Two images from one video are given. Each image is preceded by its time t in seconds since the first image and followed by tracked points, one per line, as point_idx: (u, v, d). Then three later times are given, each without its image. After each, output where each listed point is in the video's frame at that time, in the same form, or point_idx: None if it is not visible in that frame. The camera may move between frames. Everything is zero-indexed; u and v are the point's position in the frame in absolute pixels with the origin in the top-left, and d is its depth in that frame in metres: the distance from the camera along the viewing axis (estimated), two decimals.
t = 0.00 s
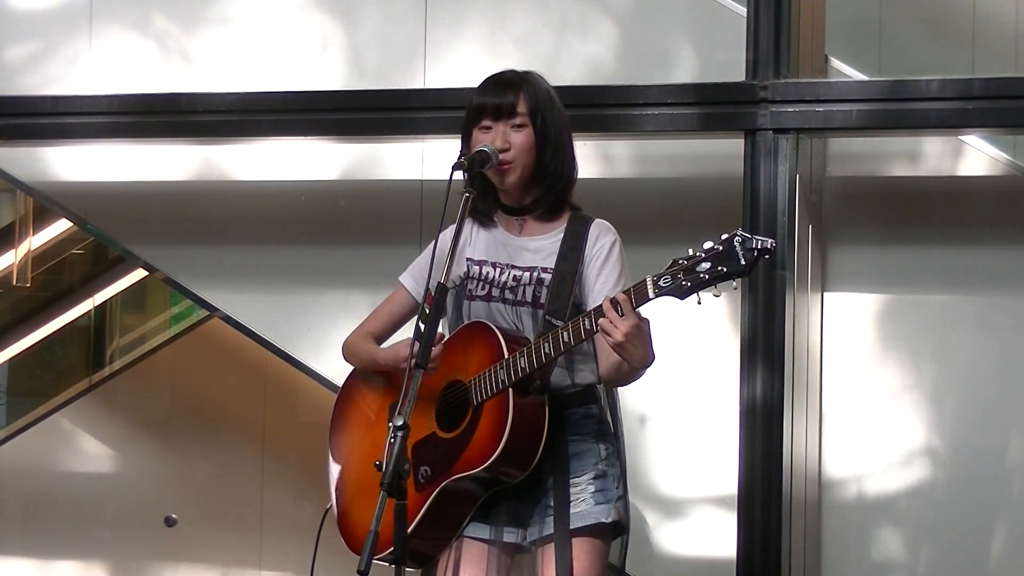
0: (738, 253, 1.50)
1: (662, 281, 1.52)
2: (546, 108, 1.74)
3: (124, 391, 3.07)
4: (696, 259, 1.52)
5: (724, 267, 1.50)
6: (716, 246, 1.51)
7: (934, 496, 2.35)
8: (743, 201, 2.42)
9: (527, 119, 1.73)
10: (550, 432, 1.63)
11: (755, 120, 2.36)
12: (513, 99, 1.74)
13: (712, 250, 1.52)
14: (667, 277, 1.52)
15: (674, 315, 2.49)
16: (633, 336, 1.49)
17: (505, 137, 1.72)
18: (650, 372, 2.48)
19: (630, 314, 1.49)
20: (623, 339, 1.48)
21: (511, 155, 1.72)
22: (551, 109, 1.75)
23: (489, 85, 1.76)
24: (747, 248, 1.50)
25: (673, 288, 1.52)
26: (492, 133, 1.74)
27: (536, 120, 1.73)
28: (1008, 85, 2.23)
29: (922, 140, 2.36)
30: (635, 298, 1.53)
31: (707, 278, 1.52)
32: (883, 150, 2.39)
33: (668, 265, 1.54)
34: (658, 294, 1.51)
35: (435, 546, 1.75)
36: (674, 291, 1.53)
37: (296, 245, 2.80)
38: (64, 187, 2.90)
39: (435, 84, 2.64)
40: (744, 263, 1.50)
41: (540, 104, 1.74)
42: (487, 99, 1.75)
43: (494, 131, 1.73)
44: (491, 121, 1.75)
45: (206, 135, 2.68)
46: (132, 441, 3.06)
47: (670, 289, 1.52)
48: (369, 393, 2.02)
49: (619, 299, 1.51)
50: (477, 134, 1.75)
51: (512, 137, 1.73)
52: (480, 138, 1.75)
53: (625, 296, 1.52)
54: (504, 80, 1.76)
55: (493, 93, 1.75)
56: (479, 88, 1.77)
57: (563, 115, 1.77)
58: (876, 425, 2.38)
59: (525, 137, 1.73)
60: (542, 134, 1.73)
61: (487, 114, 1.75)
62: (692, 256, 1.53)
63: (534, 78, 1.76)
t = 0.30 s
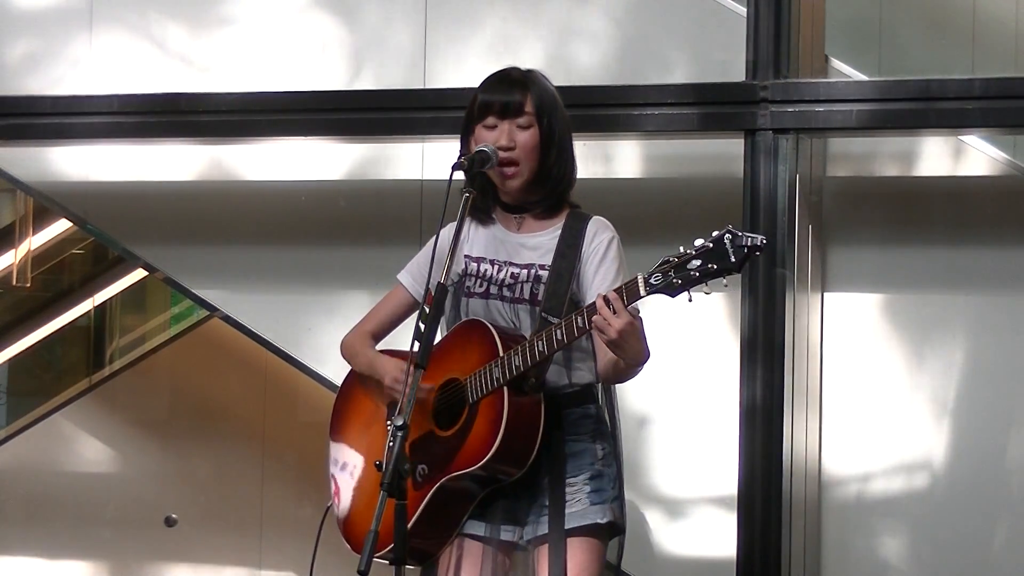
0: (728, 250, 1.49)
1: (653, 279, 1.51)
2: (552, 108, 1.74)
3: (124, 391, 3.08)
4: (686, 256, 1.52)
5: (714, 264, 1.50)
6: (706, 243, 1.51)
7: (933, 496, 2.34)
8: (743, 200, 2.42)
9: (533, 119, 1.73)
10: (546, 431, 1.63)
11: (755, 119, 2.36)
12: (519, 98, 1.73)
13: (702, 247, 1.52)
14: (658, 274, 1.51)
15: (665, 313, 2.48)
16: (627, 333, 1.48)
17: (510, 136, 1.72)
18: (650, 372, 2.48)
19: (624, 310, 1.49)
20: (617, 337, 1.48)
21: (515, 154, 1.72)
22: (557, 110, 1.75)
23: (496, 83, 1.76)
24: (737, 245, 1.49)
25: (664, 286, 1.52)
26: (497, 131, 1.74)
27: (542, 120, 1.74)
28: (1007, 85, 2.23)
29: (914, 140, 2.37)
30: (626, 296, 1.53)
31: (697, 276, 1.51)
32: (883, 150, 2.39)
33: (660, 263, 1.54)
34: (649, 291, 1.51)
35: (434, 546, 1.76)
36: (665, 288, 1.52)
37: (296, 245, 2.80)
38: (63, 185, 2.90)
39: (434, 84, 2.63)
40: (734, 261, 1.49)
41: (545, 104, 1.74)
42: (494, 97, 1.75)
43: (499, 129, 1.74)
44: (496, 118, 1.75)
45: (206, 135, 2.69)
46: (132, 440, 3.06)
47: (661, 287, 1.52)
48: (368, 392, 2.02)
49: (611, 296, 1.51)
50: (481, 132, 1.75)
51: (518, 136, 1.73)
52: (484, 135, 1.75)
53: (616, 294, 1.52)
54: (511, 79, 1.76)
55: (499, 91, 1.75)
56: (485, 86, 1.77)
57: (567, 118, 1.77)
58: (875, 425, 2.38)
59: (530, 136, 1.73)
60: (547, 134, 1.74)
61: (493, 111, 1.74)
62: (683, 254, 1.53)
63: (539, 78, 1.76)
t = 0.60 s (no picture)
0: (728, 248, 1.48)
1: (653, 278, 1.51)
2: (555, 110, 1.74)
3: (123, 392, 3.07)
4: (687, 255, 1.51)
5: (714, 262, 1.49)
6: (706, 242, 1.50)
7: (933, 496, 2.34)
8: (742, 200, 2.42)
9: (540, 124, 1.73)
10: (546, 431, 1.63)
11: (755, 119, 2.36)
12: (522, 98, 1.73)
13: (702, 245, 1.51)
14: (658, 273, 1.51)
15: (668, 312, 2.49)
16: (646, 324, 1.47)
17: (517, 140, 1.72)
18: (650, 372, 2.47)
19: (641, 302, 1.47)
20: (636, 327, 1.47)
21: (517, 154, 1.71)
22: (560, 111, 1.75)
23: (500, 83, 1.76)
24: (737, 243, 1.48)
25: (665, 285, 1.51)
26: (504, 135, 1.73)
27: (544, 121, 1.73)
28: (1007, 85, 2.23)
29: (923, 140, 2.36)
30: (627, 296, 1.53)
31: (698, 274, 1.50)
32: (883, 149, 2.38)
33: (661, 262, 1.53)
34: (650, 290, 1.51)
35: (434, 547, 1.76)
36: (666, 288, 1.51)
37: (296, 245, 2.80)
38: (62, 185, 2.90)
39: (434, 84, 2.63)
40: (734, 259, 1.48)
41: (549, 105, 1.73)
42: (497, 97, 1.74)
43: (501, 129, 1.73)
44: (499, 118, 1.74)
45: (206, 135, 2.69)
46: (132, 441, 3.06)
47: (662, 286, 1.51)
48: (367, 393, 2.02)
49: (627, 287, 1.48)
50: (488, 134, 1.74)
51: (524, 141, 1.72)
52: (486, 135, 1.74)
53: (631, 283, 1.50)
54: (518, 82, 1.75)
55: (502, 90, 1.75)
56: (493, 86, 1.76)
57: (570, 119, 1.77)
58: (875, 425, 2.38)
59: (532, 137, 1.72)
60: (550, 136, 1.73)
61: (496, 111, 1.74)
62: (683, 253, 1.52)
63: (543, 79, 1.76)
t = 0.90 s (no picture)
0: (729, 245, 1.48)
1: (653, 276, 1.50)
2: (553, 111, 1.74)
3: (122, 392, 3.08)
4: (687, 252, 1.51)
5: (714, 260, 1.49)
6: (707, 239, 1.50)
7: (933, 496, 2.34)
8: (742, 200, 2.42)
9: (540, 126, 1.73)
10: (546, 431, 1.63)
11: (755, 119, 2.36)
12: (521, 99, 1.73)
13: (702, 243, 1.50)
14: (658, 271, 1.50)
15: (667, 312, 2.49)
16: (647, 322, 1.47)
17: (518, 143, 1.72)
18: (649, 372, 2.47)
19: (642, 300, 1.47)
20: (638, 325, 1.47)
21: (516, 156, 1.71)
22: (559, 112, 1.75)
23: (499, 83, 1.75)
24: (737, 241, 1.48)
25: (665, 283, 1.50)
26: (504, 136, 1.73)
27: (543, 122, 1.73)
28: (1007, 85, 2.22)
29: (923, 140, 2.36)
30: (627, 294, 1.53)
31: (698, 272, 1.50)
32: (883, 150, 2.39)
33: (661, 259, 1.53)
34: (649, 288, 1.51)
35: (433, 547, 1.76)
36: (666, 285, 1.51)
37: (296, 245, 2.80)
38: (62, 185, 2.90)
39: (435, 84, 2.63)
40: (734, 257, 1.48)
41: (547, 106, 1.73)
42: (496, 97, 1.74)
43: (500, 130, 1.73)
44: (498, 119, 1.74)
45: (206, 135, 2.69)
46: (132, 441, 3.07)
47: (662, 284, 1.50)
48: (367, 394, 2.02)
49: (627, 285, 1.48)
50: (487, 136, 1.74)
51: (523, 142, 1.72)
52: (485, 136, 1.74)
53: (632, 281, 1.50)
54: (517, 83, 1.75)
55: (501, 91, 1.74)
56: (493, 87, 1.75)
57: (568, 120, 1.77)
58: (875, 425, 2.38)
59: (530, 138, 1.72)
60: (548, 138, 1.73)
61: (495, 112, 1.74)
62: (683, 250, 1.51)
63: (541, 80, 1.76)
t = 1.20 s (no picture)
0: (728, 244, 1.48)
1: (653, 275, 1.50)
2: (547, 109, 1.74)
3: (123, 391, 3.08)
4: (686, 251, 1.51)
5: (714, 259, 1.48)
6: (706, 238, 1.50)
7: (934, 496, 2.34)
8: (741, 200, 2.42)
9: (528, 119, 1.73)
10: (545, 430, 1.63)
11: (755, 120, 2.35)
12: (514, 98, 1.73)
13: (702, 242, 1.50)
14: (658, 270, 1.50)
15: (668, 311, 2.49)
16: (648, 321, 1.47)
17: (505, 136, 1.72)
18: (649, 371, 2.48)
19: (642, 299, 1.47)
20: (638, 325, 1.46)
21: (511, 155, 1.71)
22: (553, 110, 1.75)
23: (492, 83, 1.76)
24: (737, 239, 1.47)
25: (665, 282, 1.50)
26: (492, 130, 1.74)
27: (536, 121, 1.73)
28: (1007, 85, 2.22)
29: (923, 140, 2.36)
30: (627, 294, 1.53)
31: (697, 271, 1.50)
32: (882, 150, 2.38)
33: (660, 259, 1.52)
34: (649, 287, 1.50)
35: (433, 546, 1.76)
36: (666, 284, 1.50)
37: (296, 246, 2.80)
38: (62, 185, 2.90)
39: (435, 84, 2.63)
40: (734, 256, 1.47)
41: (541, 104, 1.74)
42: (490, 97, 1.74)
43: (494, 130, 1.73)
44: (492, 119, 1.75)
45: (206, 135, 2.69)
46: (133, 442, 3.06)
47: (661, 283, 1.50)
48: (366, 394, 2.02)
49: (626, 284, 1.48)
50: (477, 131, 1.75)
51: (515, 140, 1.72)
52: (479, 136, 1.75)
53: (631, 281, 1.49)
54: (508, 80, 1.75)
55: (494, 91, 1.75)
56: (483, 85, 1.76)
57: (563, 118, 1.77)
58: (875, 425, 2.38)
59: (524, 137, 1.72)
60: (542, 136, 1.73)
61: (489, 112, 1.74)
62: (682, 249, 1.51)
63: (535, 79, 1.76)
